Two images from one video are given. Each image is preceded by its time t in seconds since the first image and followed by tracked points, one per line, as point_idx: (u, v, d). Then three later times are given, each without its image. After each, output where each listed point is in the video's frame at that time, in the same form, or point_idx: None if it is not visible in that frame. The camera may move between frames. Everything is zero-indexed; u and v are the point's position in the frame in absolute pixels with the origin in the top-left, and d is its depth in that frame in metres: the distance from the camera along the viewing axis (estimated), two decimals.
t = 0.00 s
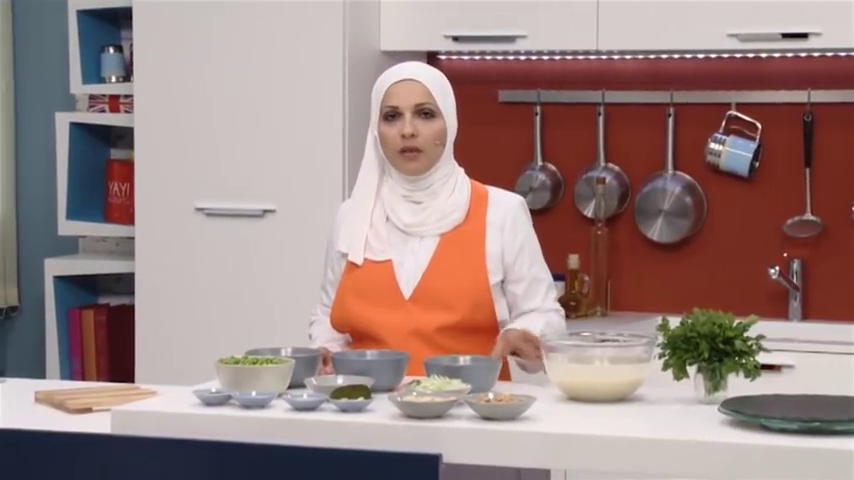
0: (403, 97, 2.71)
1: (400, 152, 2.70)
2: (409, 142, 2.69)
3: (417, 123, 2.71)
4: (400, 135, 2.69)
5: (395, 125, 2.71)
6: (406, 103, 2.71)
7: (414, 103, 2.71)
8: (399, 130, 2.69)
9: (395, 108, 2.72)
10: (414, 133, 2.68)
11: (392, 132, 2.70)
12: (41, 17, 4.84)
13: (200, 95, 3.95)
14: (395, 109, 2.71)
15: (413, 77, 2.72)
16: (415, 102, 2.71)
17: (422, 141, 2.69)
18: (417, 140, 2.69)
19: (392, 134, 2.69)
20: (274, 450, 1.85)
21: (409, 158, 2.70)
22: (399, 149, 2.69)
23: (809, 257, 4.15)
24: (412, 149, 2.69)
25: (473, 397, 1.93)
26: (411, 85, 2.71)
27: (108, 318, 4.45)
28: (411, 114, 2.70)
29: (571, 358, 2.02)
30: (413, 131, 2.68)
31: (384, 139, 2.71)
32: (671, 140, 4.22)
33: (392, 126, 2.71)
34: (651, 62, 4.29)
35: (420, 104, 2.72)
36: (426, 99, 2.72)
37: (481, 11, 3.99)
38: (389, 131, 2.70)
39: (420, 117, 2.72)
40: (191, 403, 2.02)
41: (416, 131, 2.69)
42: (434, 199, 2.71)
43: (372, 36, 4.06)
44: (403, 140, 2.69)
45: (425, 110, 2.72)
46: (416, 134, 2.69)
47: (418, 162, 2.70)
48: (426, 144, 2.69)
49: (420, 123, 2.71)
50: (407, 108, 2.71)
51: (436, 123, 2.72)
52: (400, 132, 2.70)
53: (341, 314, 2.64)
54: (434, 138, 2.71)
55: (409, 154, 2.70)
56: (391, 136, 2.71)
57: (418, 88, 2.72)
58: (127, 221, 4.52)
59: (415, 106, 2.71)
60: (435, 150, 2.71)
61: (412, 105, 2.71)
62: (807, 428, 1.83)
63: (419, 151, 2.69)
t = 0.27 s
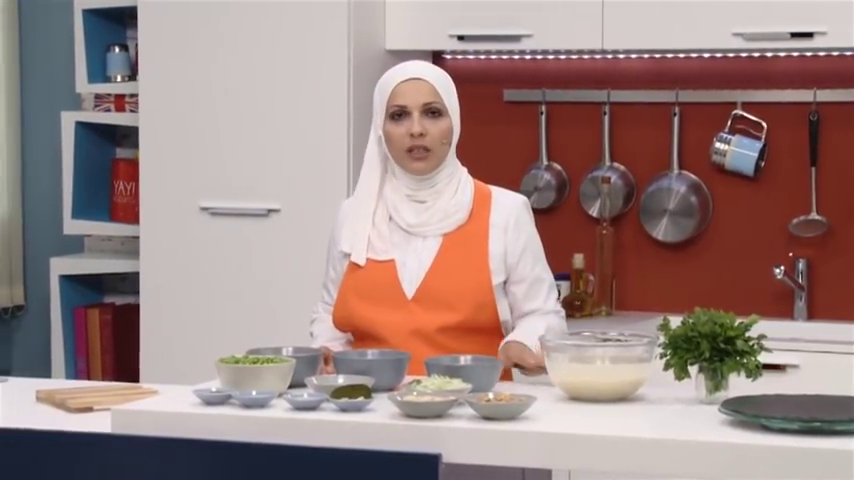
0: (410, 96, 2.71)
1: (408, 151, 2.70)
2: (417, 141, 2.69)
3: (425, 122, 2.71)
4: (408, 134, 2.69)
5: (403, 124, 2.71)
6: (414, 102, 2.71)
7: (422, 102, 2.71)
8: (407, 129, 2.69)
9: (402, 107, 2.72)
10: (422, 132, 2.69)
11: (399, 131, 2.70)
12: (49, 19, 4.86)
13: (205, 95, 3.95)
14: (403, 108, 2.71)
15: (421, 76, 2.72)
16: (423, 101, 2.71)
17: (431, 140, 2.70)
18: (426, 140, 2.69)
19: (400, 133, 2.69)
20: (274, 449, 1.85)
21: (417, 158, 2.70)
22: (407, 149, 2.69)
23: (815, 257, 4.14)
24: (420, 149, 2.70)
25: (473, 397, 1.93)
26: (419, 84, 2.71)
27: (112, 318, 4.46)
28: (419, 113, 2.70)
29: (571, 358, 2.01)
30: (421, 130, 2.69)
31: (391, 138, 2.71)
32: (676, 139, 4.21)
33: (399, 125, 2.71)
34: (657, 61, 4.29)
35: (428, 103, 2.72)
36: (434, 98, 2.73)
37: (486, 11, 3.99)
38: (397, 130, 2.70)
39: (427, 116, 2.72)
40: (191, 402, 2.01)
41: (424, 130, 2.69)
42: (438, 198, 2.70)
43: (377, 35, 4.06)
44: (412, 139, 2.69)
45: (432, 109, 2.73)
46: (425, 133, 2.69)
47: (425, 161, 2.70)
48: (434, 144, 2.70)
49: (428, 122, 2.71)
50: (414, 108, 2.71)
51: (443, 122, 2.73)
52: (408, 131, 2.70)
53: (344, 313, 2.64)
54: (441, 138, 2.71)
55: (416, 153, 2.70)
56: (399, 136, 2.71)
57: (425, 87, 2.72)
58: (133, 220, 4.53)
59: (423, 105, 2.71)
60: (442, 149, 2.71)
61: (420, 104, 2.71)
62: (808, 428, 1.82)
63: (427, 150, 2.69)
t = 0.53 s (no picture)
0: (413, 92, 2.70)
1: (410, 147, 2.69)
2: (420, 137, 2.68)
3: (429, 118, 2.70)
4: (411, 130, 2.68)
5: (406, 121, 2.70)
6: (417, 99, 2.70)
7: (425, 98, 2.70)
8: (410, 126, 2.68)
9: (405, 103, 2.71)
10: (425, 128, 2.68)
11: (402, 127, 2.69)
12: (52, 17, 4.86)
13: (206, 93, 3.95)
14: (406, 104, 2.70)
15: (424, 73, 2.71)
16: (426, 98, 2.70)
17: (434, 136, 2.68)
18: (429, 136, 2.68)
19: (403, 129, 2.68)
20: (271, 447, 1.85)
21: (419, 154, 2.69)
22: (410, 145, 2.68)
23: (817, 256, 4.13)
24: (423, 145, 2.68)
25: (470, 396, 1.92)
26: (422, 81, 2.70)
27: (115, 316, 4.46)
28: (422, 109, 2.69)
29: (569, 357, 2.01)
30: (424, 126, 2.67)
31: (394, 134, 2.70)
32: (678, 137, 4.20)
33: (402, 121, 2.70)
34: (660, 59, 4.27)
35: (431, 99, 2.71)
36: (437, 95, 2.71)
37: (489, 10, 3.98)
38: (400, 126, 2.69)
39: (430, 112, 2.71)
40: (188, 401, 2.01)
41: (427, 126, 2.68)
42: (437, 195, 2.70)
43: (379, 34, 4.05)
44: (414, 135, 2.68)
45: (436, 106, 2.71)
46: (429, 129, 2.68)
47: (428, 158, 2.69)
48: (437, 140, 2.69)
49: (431, 118, 2.70)
50: (418, 104, 2.70)
51: (447, 118, 2.71)
52: (411, 127, 2.69)
53: (341, 310, 2.64)
54: (445, 134, 2.70)
55: (419, 149, 2.69)
56: (401, 132, 2.70)
57: (429, 84, 2.71)
58: (135, 218, 4.52)
59: (426, 101, 2.70)
60: (445, 145, 2.70)
61: (423, 100, 2.70)
62: (805, 427, 1.81)
63: (430, 146, 2.68)
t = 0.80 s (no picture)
0: (409, 91, 2.68)
1: (406, 146, 2.68)
2: (415, 136, 2.66)
3: (423, 117, 2.68)
4: (405, 129, 2.67)
5: (401, 119, 2.68)
6: (412, 97, 2.68)
7: (420, 96, 2.68)
8: (405, 124, 2.67)
9: (401, 101, 2.69)
10: (419, 127, 2.66)
11: (398, 126, 2.68)
12: (59, 18, 4.88)
13: (210, 92, 3.95)
14: (401, 103, 2.68)
15: (418, 71, 2.68)
16: (421, 96, 2.68)
17: (428, 135, 2.67)
18: (423, 135, 2.66)
19: (398, 128, 2.67)
20: (270, 446, 1.84)
21: (415, 152, 2.68)
22: (405, 144, 2.67)
23: (822, 255, 4.12)
24: (418, 143, 2.67)
25: (469, 395, 1.92)
26: (417, 79, 2.68)
27: (120, 314, 4.45)
28: (416, 108, 2.67)
29: (569, 356, 2.00)
30: (418, 125, 2.66)
31: (391, 133, 2.69)
32: (683, 136, 4.20)
33: (398, 120, 2.69)
34: (665, 57, 4.25)
35: (426, 97, 2.69)
36: (432, 92, 2.69)
37: (494, 10, 3.98)
38: (395, 125, 2.68)
39: (426, 110, 2.69)
40: (188, 400, 2.01)
41: (421, 125, 2.66)
42: (438, 191, 2.69)
43: (383, 32, 4.04)
44: (409, 134, 2.66)
45: (431, 103, 2.69)
46: (423, 128, 2.66)
47: (424, 156, 2.68)
48: (431, 138, 2.67)
49: (426, 116, 2.68)
50: (413, 102, 2.68)
51: (442, 116, 2.69)
52: (405, 126, 2.67)
53: (347, 303, 2.68)
54: (440, 132, 2.68)
55: (415, 148, 2.67)
56: (398, 131, 2.69)
57: (423, 82, 2.68)
58: (140, 217, 4.51)
59: (422, 99, 2.68)
60: (441, 143, 2.68)
61: (418, 98, 2.68)
62: (805, 427, 1.81)
63: (425, 145, 2.67)
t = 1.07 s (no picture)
0: (414, 87, 2.69)
1: (412, 142, 2.67)
2: (421, 131, 2.66)
3: (429, 112, 2.68)
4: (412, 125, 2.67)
5: (407, 115, 2.68)
6: (417, 93, 2.69)
7: (426, 92, 2.69)
8: (411, 120, 2.67)
9: (406, 97, 2.69)
10: (426, 122, 2.66)
11: (404, 122, 2.68)
12: (63, 19, 4.89)
13: (214, 90, 3.94)
14: (407, 99, 2.69)
15: (424, 67, 2.69)
16: (427, 92, 2.69)
17: (435, 130, 2.67)
18: (429, 129, 2.66)
19: (404, 124, 2.67)
20: (270, 445, 1.84)
21: (421, 148, 2.67)
22: (411, 139, 2.67)
23: (825, 255, 4.11)
24: (424, 139, 2.67)
25: (468, 395, 1.91)
26: (422, 75, 2.69)
27: (123, 313, 4.45)
28: (423, 103, 2.68)
29: (570, 355, 1.99)
30: (425, 120, 2.66)
31: (396, 129, 2.69)
32: (686, 135, 4.19)
33: (404, 116, 2.69)
34: (668, 56, 4.23)
35: (432, 93, 2.69)
36: (437, 89, 2.70)
37: (497, 9, 3.97)
38: (401, 121, 2.68)
39: (431, 107, 2.70)
40: (187, 399, 2.01)
41: (428, 120, 2.66)
42: (440, 189, 2.69)
43: (386, 32, 4.04)
44: (416, 129, 2.66)
45: (437, 100, 2.70)
46: (429, 123, 2.66)
47: (429, 152, 2.68)
48: (438, 134, 2.67)
49: (432, 112, 2.68)
50: (418, 98, 2.69)
51: (448, 112, 2.70)
52: (411, 121, 2.67)
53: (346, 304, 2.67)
54: (446, 128, 2.68)
55: (421, 143, 2.67)
56: (403, 127, 2.68)
57: (428, 77, 2.69)
58: (142, 215, 4.51)
59: (427, 95, 2.69)
60: (446, 139, 2.68)
61: (424, 94, 2.69)
62: (805, 427, 1.80)
63: (432, 140, 2.67)
